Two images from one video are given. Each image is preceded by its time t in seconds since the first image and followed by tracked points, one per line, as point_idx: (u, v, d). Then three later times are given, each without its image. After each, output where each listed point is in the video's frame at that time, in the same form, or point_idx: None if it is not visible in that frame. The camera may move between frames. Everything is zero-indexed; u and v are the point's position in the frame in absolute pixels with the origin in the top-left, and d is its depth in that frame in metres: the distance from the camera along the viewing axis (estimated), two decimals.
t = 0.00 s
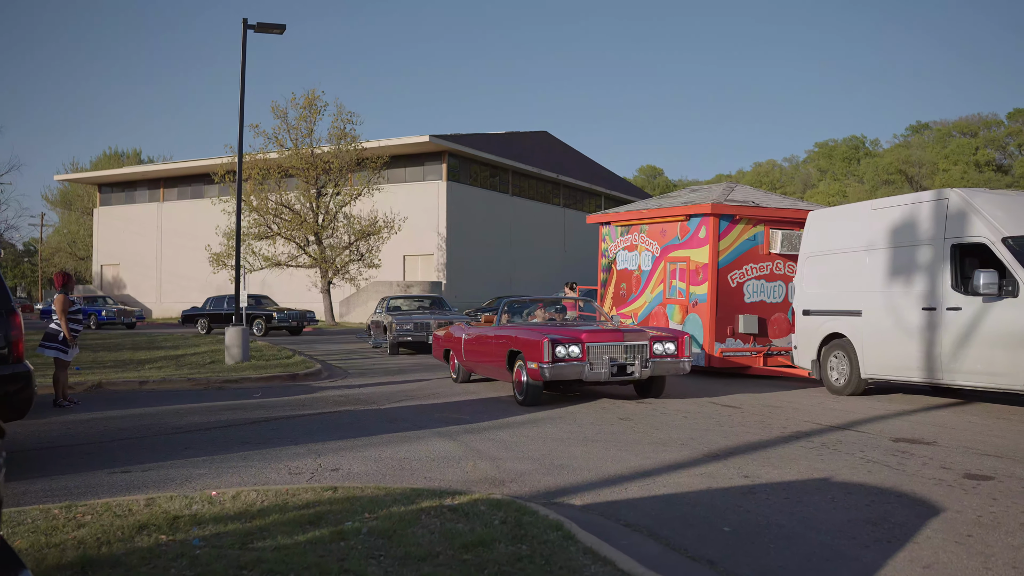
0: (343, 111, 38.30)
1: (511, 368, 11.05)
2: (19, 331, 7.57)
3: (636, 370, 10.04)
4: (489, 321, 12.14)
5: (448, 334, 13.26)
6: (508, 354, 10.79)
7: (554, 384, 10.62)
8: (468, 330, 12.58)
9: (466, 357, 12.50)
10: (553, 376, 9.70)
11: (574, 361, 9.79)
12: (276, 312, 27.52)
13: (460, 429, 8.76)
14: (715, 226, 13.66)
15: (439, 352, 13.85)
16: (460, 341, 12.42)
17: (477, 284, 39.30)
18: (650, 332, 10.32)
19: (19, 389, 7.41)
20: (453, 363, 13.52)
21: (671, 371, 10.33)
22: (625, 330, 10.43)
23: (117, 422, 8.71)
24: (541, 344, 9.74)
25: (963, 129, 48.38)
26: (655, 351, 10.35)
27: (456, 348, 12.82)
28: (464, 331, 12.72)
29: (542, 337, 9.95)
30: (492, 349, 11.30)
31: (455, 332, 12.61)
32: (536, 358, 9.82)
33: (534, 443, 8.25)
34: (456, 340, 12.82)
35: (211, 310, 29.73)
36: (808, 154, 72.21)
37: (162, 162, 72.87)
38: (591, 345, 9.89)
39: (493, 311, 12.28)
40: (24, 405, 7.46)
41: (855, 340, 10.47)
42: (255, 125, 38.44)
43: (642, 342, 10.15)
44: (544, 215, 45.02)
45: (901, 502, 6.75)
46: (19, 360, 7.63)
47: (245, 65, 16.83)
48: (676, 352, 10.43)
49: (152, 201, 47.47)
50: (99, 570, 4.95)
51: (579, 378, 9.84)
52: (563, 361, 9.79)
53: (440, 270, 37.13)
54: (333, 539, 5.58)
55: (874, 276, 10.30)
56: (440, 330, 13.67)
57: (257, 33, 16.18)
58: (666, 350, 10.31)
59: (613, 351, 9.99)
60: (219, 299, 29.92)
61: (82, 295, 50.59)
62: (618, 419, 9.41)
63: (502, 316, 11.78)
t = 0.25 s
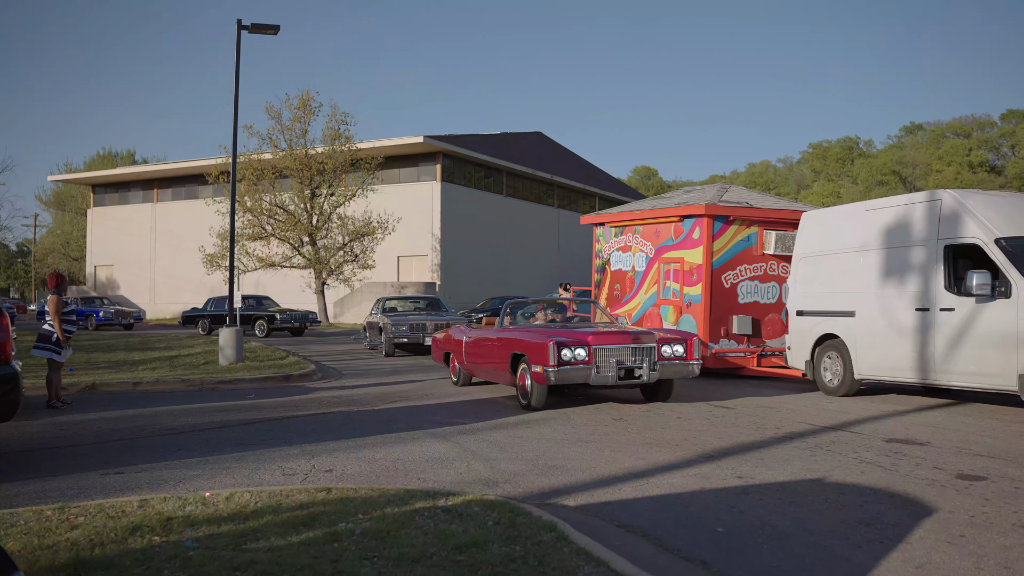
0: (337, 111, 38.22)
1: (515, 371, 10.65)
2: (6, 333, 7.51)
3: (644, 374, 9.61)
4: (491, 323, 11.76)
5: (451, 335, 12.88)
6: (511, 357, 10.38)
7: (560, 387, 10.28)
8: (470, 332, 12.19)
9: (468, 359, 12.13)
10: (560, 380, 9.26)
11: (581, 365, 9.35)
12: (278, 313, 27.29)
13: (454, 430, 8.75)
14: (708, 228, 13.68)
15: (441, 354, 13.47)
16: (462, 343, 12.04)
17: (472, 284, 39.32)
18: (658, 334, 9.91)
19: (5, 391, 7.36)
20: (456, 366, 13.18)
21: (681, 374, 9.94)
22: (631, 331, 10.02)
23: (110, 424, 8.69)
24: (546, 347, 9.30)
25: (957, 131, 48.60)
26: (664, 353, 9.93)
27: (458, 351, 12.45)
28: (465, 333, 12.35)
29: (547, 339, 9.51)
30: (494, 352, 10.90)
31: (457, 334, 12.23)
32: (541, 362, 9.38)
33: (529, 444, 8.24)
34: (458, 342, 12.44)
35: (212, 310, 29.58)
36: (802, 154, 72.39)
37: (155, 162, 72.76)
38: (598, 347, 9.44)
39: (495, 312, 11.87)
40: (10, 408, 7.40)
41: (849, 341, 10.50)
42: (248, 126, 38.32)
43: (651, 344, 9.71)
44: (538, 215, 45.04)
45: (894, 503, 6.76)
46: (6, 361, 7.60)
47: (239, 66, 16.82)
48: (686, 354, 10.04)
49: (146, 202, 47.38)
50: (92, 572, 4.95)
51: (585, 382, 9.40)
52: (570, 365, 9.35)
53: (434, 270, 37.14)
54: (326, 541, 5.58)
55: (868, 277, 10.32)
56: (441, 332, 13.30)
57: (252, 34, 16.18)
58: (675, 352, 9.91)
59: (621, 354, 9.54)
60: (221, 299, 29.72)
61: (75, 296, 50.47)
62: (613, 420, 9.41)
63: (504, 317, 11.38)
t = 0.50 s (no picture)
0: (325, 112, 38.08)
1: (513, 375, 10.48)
2: None
3: (647, 378, 9.45)
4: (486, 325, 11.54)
5: (445, 337, 12.68)
6: (509, 360, 10.20)
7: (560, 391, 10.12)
8: (465, 334, 12.00)
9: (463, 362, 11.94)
10: (560, 384, 9.12)
11: (581, 368, 9.20)
12: (275, 313, 27.04)
13: (441, 431, 8.76)
14: (696, 229, 13.72)
15: (435, 356, 13.29)
16: (456, 344, 11.84)
17: (460, 284, 39.31)
18: (660, 336, 9.77)
19: None
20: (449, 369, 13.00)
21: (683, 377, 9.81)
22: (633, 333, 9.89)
23: (96, 425, 8.67)
24: (547, 349, 9.15)
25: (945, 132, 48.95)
26: (667, 356, 9.79)
27: (453, 353, 12.27)
28: (460, 335, 12.15)
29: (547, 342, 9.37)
30: (491, 354, 10.72)
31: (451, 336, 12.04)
32: (542, 365, 9.23)
33: (516, 445, 8.26)
34: (452, 344, 12.26)
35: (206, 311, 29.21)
36: (790, 156, 72.68)
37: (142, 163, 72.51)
38: (599, 350, 9.29)
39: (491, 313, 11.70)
40: None
41: (836, 341, 10.55)
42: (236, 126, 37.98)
43: (653, 347, 9.56)
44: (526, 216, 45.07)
45: (880, 503, 6.79)
46: None
47: (227, 66, 16.78)
48: (688, 357, 9.90)
49: (134, 202, 47.20)
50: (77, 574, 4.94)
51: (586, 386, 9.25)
52: (570, 368, 9.21)
53: (422, 271, 37.13)
54: (313, 542, 5.58)
55: (855, 278, 10.38)
56: (435, 334, 13.09)
57: (240, 34, 16.14)
58: (678, 355, 9.78)
59: (623, 357, 9.40)
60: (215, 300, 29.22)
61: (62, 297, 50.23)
62: (601, 421, 9.42)
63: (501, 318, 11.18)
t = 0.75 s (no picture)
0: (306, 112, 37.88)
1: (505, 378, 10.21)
2: None
3: (644, 381, 9.19)
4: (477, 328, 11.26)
5: (434, 339, 12.39)
6: (502, 363, 9.92)
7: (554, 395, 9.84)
8: (454, 336, 11.72)
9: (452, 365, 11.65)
10: (555, 388, 8.85)
11: (577, 371, 8.94)
12: (264, 315, 26.80)
13: (422, 432, 8.76)
14: (677, 229, 13.78)
15: (423, 360, 13.00)
16: (445, 347, 11.56)
17: (443, 285, 39.32)
18: (658, 338, 9.51)
19: None
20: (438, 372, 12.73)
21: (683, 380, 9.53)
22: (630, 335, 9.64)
23: (75, 427, 8.62)
24: (541, 353, 8.90)
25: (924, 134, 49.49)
26: (666, 359, 9.54)
27: (441, 356, 11.98)
28: (449, 338, 11.83)
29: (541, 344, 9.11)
30: (482, 357, 10.44)
31: (440, 338, 11.75)
32: (535, 368, 8.97)
33: (498, 447, 8.26)
34: (442, 347, 11.97)
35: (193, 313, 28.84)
36: (771, 157, 73.17)
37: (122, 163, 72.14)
38: (595, 353, 9.03)
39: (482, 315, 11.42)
40: None
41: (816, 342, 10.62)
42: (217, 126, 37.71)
43: (651, 349, 9.30)
44: (508, 216, 45.14)
45: (858, 503, 6.84)
46: None
47: (208, 66, 16.73)
48: (687, 359, 9.63)
49: (114, 203, 46.94)
50: None
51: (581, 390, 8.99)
52: (565, 371, 8.94)
53: (403, 272, 37.11)
54: (293, 543, 5.57)
55: (835, 279, 10.46)
56: (423, 336, 12.80)
57: (221, 34, 16.08)
58: (676, 357, 9.52)
59: (620, 359, 9.13)
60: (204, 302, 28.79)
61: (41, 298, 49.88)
62: (582, 422, 9.44)
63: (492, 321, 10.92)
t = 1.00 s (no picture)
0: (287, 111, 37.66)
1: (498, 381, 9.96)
2: None
3: (642, 384, 8.97)
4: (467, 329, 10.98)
5: (422, 340, 12.11)
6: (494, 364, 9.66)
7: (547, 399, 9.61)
8: (443, 337, 11.44)
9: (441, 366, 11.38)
10: (550, 391, 8.60)
11: (572, 374, 8.69)
12: (253, 315, 26.64)
13: (404, 432, 8.76)
14: (659, 230, 13.82)
15: (410, 360, 12.72)
16: (434, 348, 11.29)
17: (425, 286, 39.29)
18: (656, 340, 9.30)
19: None
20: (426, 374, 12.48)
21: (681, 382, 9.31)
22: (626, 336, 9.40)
23: (54, 427, 8.57)
24: (536, 355, 8.63)
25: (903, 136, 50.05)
26: (663, 361, 9.33)
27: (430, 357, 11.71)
28: (439, 340, 11.48)
29: (535, 347, 8.84)
30: (475, 360, 10.13)
31: (429, 340, 11.48)
32: (530, 371, 8.71)
33: (480, 447, 8.26)
34: (430, 348, 11.69)
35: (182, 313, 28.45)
36: (752, 158, 73.69)
37: (102, 161, 71.65)
38: (591, 354, 8.78)
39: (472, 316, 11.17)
40: None
41: (797, 342, 10.69)
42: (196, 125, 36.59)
43: (649, 351, 9.07)
44: (490, 217, 45.16)
45: (838, 502, 6.88)
46: None
47: (189, 65, 16.65)
48: (685, 361, 9.45)
49: (94, 202, 46.64)
50: None
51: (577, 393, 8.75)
52: (560, 374, 8.69)
53: (385, 272, 37.06)
54: (274, 543, 5.55)
55: (816, 279, 10.53)
56: (410, 336, 12.52)
57: (202, 32, 16.00)
58: (675, 360, 9.33)
59: (617, 362, 8.90)
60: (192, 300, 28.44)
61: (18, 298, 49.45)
62: (563, 422, 9.49)
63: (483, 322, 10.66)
